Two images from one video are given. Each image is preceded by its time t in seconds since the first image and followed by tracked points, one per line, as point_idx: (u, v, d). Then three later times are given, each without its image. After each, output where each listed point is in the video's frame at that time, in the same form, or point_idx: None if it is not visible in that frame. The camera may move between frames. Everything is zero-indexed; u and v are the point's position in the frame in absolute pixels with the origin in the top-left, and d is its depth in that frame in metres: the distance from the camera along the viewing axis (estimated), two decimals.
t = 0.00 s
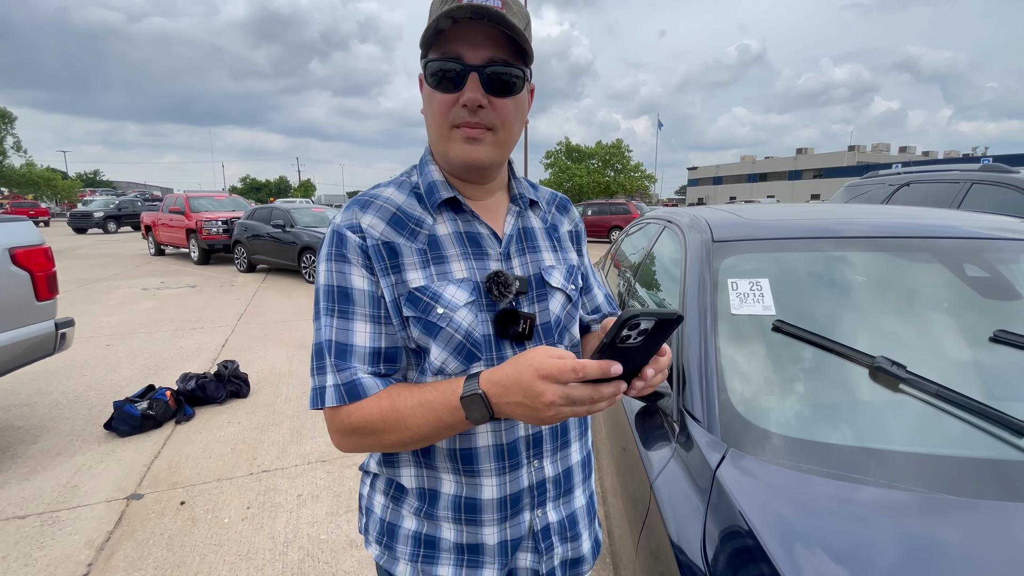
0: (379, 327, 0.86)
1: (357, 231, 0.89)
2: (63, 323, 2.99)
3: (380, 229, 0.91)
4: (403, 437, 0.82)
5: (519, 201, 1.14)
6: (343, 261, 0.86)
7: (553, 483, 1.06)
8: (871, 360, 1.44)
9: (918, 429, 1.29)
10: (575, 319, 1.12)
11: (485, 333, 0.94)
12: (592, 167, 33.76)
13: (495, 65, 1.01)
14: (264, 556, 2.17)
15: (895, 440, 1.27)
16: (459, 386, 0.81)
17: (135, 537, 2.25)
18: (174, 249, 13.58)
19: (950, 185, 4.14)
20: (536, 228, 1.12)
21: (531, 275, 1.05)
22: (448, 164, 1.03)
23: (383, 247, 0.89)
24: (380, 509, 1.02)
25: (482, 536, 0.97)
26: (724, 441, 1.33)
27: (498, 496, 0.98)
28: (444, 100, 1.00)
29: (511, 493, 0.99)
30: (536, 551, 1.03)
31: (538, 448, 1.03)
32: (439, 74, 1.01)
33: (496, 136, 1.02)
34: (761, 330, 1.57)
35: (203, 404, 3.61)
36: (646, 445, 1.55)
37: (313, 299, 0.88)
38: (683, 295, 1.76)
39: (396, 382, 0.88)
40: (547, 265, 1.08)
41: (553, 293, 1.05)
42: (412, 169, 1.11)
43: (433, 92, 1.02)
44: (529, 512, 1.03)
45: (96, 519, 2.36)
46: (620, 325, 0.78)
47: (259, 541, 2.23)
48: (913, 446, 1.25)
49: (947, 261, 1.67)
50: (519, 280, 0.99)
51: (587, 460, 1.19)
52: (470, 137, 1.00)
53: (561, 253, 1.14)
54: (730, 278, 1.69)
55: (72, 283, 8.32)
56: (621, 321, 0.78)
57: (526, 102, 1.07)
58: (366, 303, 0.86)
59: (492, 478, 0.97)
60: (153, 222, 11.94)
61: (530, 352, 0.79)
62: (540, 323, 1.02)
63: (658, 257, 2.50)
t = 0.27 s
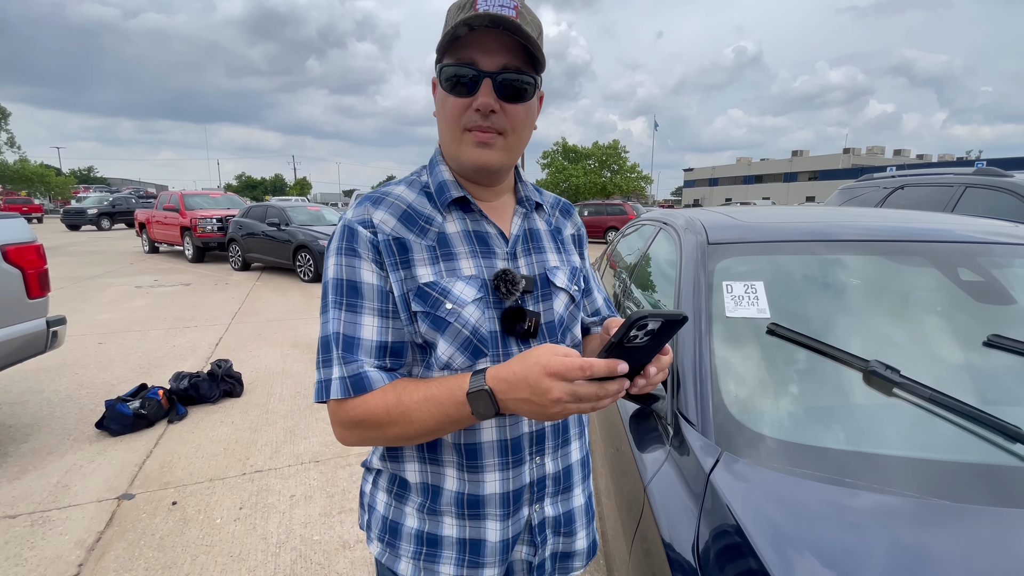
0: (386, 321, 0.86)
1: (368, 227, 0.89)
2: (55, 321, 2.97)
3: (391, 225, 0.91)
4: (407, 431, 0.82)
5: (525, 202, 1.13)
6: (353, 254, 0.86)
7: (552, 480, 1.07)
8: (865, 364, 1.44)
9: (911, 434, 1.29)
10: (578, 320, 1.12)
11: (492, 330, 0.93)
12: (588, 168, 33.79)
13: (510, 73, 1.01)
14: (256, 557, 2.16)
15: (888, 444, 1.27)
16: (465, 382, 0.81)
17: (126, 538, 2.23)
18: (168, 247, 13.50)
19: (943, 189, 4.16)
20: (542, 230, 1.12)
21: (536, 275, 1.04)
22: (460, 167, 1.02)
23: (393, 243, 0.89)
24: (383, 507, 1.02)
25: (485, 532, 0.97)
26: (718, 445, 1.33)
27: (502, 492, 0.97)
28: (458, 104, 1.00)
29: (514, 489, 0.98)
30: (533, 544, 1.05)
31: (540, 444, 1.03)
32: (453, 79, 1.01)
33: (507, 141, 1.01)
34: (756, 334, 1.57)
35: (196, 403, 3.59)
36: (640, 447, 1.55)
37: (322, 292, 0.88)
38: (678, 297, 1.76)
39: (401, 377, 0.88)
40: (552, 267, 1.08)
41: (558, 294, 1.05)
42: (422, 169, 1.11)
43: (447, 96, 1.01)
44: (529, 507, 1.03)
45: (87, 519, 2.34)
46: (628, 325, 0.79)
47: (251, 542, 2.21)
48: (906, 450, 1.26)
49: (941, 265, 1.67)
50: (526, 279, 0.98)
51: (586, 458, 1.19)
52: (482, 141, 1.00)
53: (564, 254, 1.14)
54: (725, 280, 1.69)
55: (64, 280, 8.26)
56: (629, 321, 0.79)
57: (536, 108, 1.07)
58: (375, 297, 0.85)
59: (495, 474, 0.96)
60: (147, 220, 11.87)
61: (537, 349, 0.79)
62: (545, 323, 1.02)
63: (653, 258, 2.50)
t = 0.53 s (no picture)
0: (392, 321, 0.86)
1: (374, 227, 0.90)
2: (49, 319, 2.95)
3: (396, 226, 0.91)
4: (411, 431, 0.82)
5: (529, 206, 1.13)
6: (359, 254, 0.86)
7: (559, 485, 1.06)
8: (861, 368, 1.45)
9: (906, 438, 1.30)
10: (580, 323, 1.12)
11: (495, 331, 0.93)
12: (585, 168, 33.83)
13: (521, 86, 1.01)
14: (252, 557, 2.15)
15: (883, 449, 1.28)
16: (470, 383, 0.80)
17: (120, 537, 2.22)
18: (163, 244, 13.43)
19: (938, 193, 4.19)
20: (545, 233, 1.12)
21: (539, 277, 1.04)
22: (469, 175, 1.03)
23: (399, 244, 0.89)
24: (383, 508, 1.02)
25: (483, 531, 0.97)
26: (715, 450, 1.34)
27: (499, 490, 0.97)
28: (470, 114, 0.99)
29: (513, 489, 0.99)
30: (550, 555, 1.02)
31: (543, 447, 1.03)
32: (466, 89, 1.00)
33: (517, 152, 1.03)
34: (752, 338, 1.57)
35: (191, 402, 3.57)
36: (637, 450, 1.55)
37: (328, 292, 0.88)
38: (675, 300, 1.76)
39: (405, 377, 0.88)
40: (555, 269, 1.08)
41: (560, 296, 1.05)
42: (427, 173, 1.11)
43: (459, 105, 1.01)
44: (533, 511, 1.02)
45: (81, 518, 2.33)
46: (637, 329, 0.79)
47: (247, 543, 2.21)
48: (900, 456, 1.27)
49: (936, 270, 1.69)
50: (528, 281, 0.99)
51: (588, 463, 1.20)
52: (493, 152, 1.00)
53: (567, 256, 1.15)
54: (722, 284, 1.70)
55: (58, 277, 8.20)
56: (638, 325, 0.79)
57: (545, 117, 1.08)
58: (380, 298, 0.85)
59: (494, 473, 0.97)
60: (142, 216, 11.81)
61: (542, 351, 0.79)
62: (547, 325, 1.02)
63: (650, 260, 2.50)
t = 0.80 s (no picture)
0: (395, 317, 0.85)
1: (380, 225, 0.89)
2: (42, 316, 2.92)
3: (401, 223, 0.90)
4: (411, 428, 0.80)
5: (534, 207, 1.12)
6: (364, 251, 0.85)
7: (556, 483, 1.05)
8: (860, 372, 1.44)
9: (905, 442, 1.30)
10: (583, 323, 1.12)
11: (498, 329, 0.92)
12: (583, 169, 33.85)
13: (559, 116, 0.99)
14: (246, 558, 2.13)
15: (881, 453, 1.28)
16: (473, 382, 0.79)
17: (113, 537, 2.20)
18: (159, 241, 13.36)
19: (934, 198, 4.21)
20: (549, 233, 1.12)
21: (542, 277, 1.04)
22: (494, 196, 1.00)
23: (403, 241, 0.89)
24: (382, 507, 1.01)
25: (483, 531, 0.96)
26: (715, 453, 1.33)
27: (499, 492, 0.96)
28: (507, 141, 0.94)
29: (513, 488, 0.98)
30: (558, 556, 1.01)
31: (543, 446, 1.02)
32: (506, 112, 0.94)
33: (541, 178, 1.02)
34: (752, 341, 1.57)
35: (185, 401, 3.55)
36: (637, 452, 1.55)
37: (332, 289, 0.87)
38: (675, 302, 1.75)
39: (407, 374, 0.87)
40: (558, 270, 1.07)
41: (563, 296, 1.05)
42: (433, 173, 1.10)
43: (495, 128, 0.94)
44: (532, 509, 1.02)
45: (74, 518, 2.30)
46: (647, 330, 0.79)
47: (241, 543, 2.19)
48: (899, 460, 1.26)
49: (935, 275, 1.69)
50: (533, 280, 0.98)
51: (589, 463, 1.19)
52: (523, 180, 0.98)
53: (571, 257, 1.14)
54: (722, 286, 1.69)
55: (52, 274, 8.14)
56: (648, 326, 0.79)
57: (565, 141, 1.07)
58: (384, 294, 0.84)
59: (494, 472, 0.96)
60: (137, 213, 11.74)
61: (547, 348, 0.78)
62: (550, 325, 1.01)
63: (648, 262, 2.50)
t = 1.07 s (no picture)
0: (401, 314, 0.85)
1: (387, 222, 0.89)
2: (38, 311, 2.90)
3: (408, 221, 0.90)
4: (415, 424, 0.80)
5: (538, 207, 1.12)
6: (371, 247, 0.85)
7: (561, 483, 1.05)
8: (858, 375, 1.44)
9: (901, 444, 1.30)
10: (585, 323, 1.12)
11: (502, 328, 0.92)
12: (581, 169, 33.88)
13: (570, 123, 0.99)
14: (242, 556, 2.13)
15: (878, 455, 1.29)
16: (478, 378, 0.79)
17: (108, 534, 2.19)
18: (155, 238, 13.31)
19: (930, 202, 4.22)
20: (553, 234, 1.12)
21: (546, 277, 1.04)
22: (501, 198, 1.00)
23: (410, 239, 0.89)
24: (383, 505, 1.01)
25: (486, 527, 0.96)
26: (714, 453, 1.33)
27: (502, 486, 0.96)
28: (518, 146, 0.94)
29: (516, 486, 0.98)
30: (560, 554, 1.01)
31: (546, 445, 1.02)
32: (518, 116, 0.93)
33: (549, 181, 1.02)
34: (750, 343, 1.57)
35: (181, 398, 3.53)
36: (636, 452, 1.55)
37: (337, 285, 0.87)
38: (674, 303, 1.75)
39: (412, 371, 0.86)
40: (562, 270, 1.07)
41: (566, 296, 1.05)
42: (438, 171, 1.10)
43: (507, 132, 0.94)
44: (536, 508, 1.01)
45: (68, 515, 2.29)
46: (653, 330, 0.79)
47: (237, 541, 2.18)
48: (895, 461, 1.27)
49: (932, 278, 1.69)
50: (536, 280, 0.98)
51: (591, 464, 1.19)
52: (531, 183, 0.99)
53: (574, 258, 1.14)
54: (721, 287, 1.69)
55: (47, 269, 8.10)
56: (653, 326, 0.79)
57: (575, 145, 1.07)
58: (390, 290, 0.84)
59: (498, 469, 0.96)
60: (134, 209, 11.69)
61: (552, 346, 0.78)
62: (553, 325, 1.01)
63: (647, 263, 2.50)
